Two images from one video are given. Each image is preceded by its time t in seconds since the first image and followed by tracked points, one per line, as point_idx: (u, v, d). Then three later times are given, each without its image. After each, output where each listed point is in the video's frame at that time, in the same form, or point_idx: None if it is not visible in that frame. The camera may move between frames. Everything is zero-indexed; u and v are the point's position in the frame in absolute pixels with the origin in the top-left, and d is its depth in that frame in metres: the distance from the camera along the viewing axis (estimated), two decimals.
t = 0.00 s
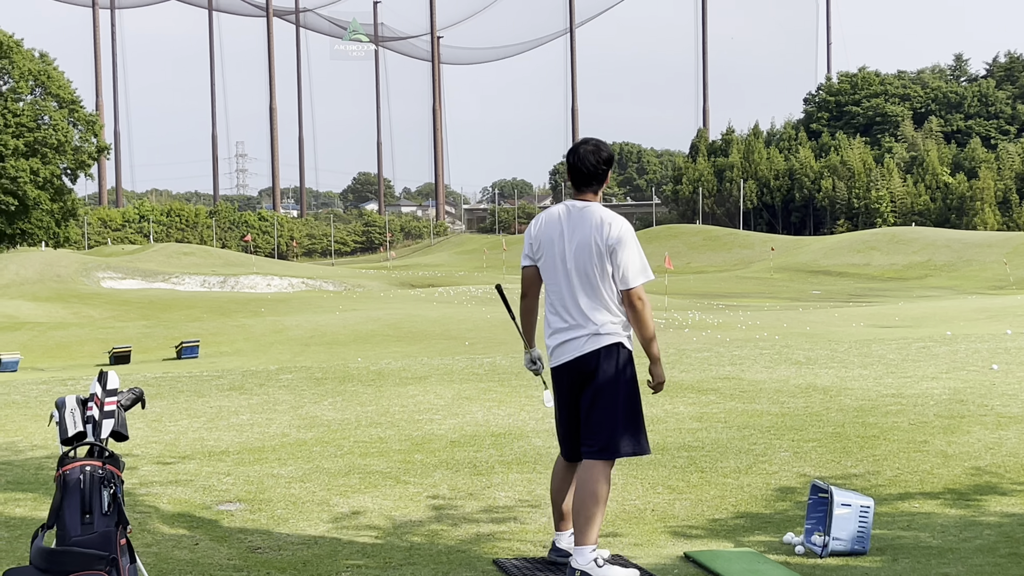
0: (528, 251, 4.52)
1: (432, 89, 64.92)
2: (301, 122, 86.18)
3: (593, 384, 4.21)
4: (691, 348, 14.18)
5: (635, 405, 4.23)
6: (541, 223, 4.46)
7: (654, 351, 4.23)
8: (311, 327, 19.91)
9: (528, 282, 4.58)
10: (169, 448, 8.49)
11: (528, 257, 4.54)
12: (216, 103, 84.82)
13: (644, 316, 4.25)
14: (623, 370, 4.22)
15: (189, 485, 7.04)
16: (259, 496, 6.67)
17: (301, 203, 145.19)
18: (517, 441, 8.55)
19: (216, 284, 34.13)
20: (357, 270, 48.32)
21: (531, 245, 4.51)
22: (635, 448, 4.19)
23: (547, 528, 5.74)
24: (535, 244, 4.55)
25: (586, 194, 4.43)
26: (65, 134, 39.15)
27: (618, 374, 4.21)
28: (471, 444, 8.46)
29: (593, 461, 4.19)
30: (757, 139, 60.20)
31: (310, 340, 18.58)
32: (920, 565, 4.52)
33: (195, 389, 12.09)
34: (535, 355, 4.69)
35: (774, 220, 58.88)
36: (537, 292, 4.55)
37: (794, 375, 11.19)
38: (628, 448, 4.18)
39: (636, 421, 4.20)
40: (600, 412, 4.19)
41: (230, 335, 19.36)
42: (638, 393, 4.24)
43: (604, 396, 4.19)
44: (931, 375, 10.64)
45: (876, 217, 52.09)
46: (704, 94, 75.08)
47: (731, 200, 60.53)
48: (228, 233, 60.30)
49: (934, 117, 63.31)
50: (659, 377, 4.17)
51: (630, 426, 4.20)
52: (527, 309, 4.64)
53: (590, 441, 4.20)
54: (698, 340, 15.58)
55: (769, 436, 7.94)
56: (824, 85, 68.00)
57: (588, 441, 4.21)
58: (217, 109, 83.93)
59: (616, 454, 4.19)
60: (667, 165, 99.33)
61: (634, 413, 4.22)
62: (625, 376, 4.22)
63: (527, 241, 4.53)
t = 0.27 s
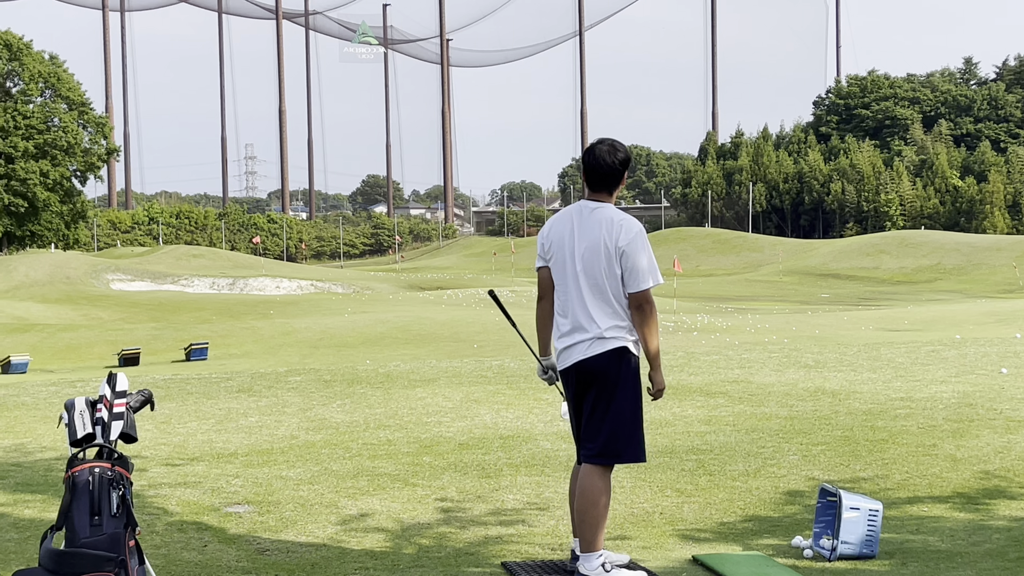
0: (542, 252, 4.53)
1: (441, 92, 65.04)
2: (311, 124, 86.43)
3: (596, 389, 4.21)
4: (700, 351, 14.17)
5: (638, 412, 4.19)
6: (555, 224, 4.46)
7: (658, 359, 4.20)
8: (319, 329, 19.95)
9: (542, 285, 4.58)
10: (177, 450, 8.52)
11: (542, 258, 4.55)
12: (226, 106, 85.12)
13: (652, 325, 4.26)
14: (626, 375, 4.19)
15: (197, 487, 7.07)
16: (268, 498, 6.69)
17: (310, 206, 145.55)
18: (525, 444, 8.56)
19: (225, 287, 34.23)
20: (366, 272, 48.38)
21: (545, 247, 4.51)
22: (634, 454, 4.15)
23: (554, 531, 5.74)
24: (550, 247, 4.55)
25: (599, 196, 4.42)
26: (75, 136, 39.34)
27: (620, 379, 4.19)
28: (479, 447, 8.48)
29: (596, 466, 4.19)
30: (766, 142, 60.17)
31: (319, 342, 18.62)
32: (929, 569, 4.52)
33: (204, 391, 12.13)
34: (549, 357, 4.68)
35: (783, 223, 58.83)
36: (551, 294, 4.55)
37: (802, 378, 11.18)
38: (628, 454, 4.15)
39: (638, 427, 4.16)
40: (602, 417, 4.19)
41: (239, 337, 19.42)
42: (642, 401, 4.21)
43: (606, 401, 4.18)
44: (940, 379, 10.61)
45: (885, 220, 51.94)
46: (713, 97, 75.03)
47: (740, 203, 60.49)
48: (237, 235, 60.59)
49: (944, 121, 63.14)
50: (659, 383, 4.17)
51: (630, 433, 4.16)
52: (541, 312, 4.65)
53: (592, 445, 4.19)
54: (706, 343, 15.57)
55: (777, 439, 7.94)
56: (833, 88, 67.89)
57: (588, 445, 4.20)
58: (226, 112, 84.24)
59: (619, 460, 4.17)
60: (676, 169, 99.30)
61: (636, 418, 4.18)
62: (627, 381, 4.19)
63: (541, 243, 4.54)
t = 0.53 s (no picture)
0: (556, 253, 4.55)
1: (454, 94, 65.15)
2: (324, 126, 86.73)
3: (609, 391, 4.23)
4: (713, 353, 14.15)
5: (648, 415, 4.20)
6: (567, 227, 4.49)
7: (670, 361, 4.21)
8: (332, 331, 20.01)
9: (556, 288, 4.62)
10: (191, 450, 8.58)
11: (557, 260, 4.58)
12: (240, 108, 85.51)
13: (663, 327, 4.22)
14: (635, 379, 4.21)
15: (211, 487, 7.12)
16: (281, 499, 6.73)
17: (324, 207, 145.98)
18: (538, 446, 8.59)
19: (239, 288, 34.38)
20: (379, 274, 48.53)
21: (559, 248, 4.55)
22: (645, 458, 4.16)
23: (567, 532, 5.77)
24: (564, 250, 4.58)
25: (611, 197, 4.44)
26: (89, 137, 39.62)
27: (633, 381, 4.20)
28: (492, 448, 8.51)
29: (609, 469, 4.21)
30: (779, 145, 60.06)
31: (332, 343, 18.69)
32: (943, 572, 4.52)
33: (217, 392, 12.19)
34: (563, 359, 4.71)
35: (796, 226, 58.67)
36: (565, 297, 4.58)
37: (816, 380, 11.16)
38: (637, 457, 4.16)
39: (649, 431, 4.17)
40: (614, 421, 4.20)
41: (253, 338, 19.51)
42: (653, 405, 4.23)
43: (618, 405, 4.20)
44: (954, 382, 10.58)
45: (899, 222, 51.71)
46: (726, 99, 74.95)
47: (753, 205, 60.39)
48: (251, 237, 60.89)
49: (958, 123, 62.86)
50: (668, 388, 4.19)
51: (640, 435, 4.17)
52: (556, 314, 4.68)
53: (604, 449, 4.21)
54: (719, 345, 15.55)
55: (791, 441, 7.94)
56: (847, 90, 67.71)
57: (600, 449, 4.21)
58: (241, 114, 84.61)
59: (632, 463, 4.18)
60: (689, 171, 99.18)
61: (647, 420, 4.20)
62: (636, 384, 4.20)
63: (555, 246, 4.57)
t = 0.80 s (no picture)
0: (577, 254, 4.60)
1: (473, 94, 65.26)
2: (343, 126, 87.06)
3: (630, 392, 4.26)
4: (732, 354, 14.14)
5: (672, 416, 4.23)
6: (587, 227, 4.53)
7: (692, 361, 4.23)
8: (351, 331, 20.11)
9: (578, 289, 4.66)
10: (212, 449, 8.67)
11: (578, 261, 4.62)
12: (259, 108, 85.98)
13: (685, 326, 4.24)
14: (657, 380, 4.24)
15: (232, 486, 7.20)
16: (301, 498, 6.80)
17: (342, 207, 146.44)
18: (557, 446, 8.63)
19: (258, 288, 34.58)
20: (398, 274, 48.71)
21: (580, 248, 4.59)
22: (668, 459, 4.19)
23: (587, 532, 5.81)
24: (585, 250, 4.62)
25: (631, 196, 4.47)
26: (110, 137, 40.07)
27: (654, 382, 4.23)
28: (511, 448, 8.55)
29: (631, 469, 4.24)
30: (798, 145, 59.84)
31: (350, 343, 18.78)
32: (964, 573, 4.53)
33: (237, 392, 12.29)
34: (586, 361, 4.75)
35: (815, 226, 58.45)
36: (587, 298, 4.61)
37: (836, 381, 11.14)
38: (661, 458, 4.19)
39: (671, 433, 4.20)
40: (636, 423, 4.23)
41: (272, 338, 19.63)
42: (676, 404, 4.24)
43: (640, 406, 4.23)
44: (975, 383, 10.54)
45: (919, 223, 51.36)
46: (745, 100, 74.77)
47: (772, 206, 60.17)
48: (270, 237, 61.23)
49: (979, 124, 62.41)
50: (691, 386, 4.21)
51: (662, 436, 4.20)
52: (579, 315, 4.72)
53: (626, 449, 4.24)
54: (738, 346, 15.53)
55: (811, 442, 7.94)
56: (866, 91, 67.38)
57: (623, 450, 4.25)
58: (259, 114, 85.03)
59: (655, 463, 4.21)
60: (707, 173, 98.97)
61: (669, 422, 4.22)
62: (658, 386, 4.23)
63: (576, 246, 4.61)
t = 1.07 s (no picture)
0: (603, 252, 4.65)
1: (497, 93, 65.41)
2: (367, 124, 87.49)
3: (655, 392, 4.29)
4: (758, 353, 14.13)
5: (698, 417, 4.26)
6: (613, 224, 4.58)
7: (720, 361, 4.26)
8: (376, 329, 20.24)
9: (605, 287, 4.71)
10: (238, 447, 8.78)
11: (604, 260, 4.67)
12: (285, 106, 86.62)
13: (710, 326, 4.27)
14: (681, 381, 4.26)
15: (259, 484, 7.29)
16: (327, 495, 6.88)
17: (367, 206, 147.15)
18: (582, 444, 8.68)
19: (283, 286, 34.84)
20: (423, 273, 48.96)
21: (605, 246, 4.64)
22: (693, 459, 4.22)
23: (613, 531, 5.85)
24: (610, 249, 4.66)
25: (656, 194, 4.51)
26: (135, 137, 40.48)
27: (679, 382, 4.26)
28: (537, 446, 8.61)
29: (655, 469, 4.27)
30: (824, 144, 59.55)
31: (376, 341, 18.91)
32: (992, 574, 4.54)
33: (264, 390, 12.42)
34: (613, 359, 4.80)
35: (840, 225, 58.14)
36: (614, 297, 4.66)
37: (862, 380, 11.12)
38: (687, 458, 4.22)
39: (696, 433, 4.23)
40: (660, 423, 4.26)
41: (298, 336, 19.80)
42: (702, 404, 4.27)
43: (665, 407, 4.25)
44: (1003, 383, 10.48)
45: (945, 222, 50.94)
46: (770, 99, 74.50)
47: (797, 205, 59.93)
48: (295, 236, 61.81)
49: (1007, 123, 61.78)
50: (722, 384, 4.24)
51: (687, 435, 4.23)
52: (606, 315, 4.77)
53: (650, 449, 4.28)
54: (763, 345, 15.51)
55: (837, 442, 7.94)
56: (892, 90, 66.92)
57: (647, 449, 4.28)
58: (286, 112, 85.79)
59: (679, 462, 4.24)
60: (732, 173, 98.65)
61: (695, 423, 4.25)
62: (683, 388, 4.26)
63: (602, 243, 4.65)
